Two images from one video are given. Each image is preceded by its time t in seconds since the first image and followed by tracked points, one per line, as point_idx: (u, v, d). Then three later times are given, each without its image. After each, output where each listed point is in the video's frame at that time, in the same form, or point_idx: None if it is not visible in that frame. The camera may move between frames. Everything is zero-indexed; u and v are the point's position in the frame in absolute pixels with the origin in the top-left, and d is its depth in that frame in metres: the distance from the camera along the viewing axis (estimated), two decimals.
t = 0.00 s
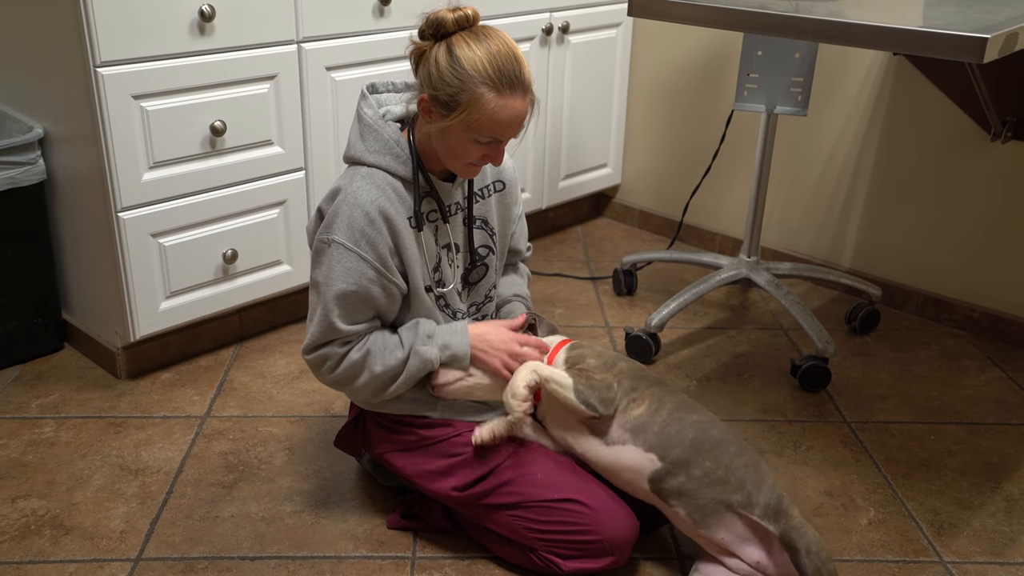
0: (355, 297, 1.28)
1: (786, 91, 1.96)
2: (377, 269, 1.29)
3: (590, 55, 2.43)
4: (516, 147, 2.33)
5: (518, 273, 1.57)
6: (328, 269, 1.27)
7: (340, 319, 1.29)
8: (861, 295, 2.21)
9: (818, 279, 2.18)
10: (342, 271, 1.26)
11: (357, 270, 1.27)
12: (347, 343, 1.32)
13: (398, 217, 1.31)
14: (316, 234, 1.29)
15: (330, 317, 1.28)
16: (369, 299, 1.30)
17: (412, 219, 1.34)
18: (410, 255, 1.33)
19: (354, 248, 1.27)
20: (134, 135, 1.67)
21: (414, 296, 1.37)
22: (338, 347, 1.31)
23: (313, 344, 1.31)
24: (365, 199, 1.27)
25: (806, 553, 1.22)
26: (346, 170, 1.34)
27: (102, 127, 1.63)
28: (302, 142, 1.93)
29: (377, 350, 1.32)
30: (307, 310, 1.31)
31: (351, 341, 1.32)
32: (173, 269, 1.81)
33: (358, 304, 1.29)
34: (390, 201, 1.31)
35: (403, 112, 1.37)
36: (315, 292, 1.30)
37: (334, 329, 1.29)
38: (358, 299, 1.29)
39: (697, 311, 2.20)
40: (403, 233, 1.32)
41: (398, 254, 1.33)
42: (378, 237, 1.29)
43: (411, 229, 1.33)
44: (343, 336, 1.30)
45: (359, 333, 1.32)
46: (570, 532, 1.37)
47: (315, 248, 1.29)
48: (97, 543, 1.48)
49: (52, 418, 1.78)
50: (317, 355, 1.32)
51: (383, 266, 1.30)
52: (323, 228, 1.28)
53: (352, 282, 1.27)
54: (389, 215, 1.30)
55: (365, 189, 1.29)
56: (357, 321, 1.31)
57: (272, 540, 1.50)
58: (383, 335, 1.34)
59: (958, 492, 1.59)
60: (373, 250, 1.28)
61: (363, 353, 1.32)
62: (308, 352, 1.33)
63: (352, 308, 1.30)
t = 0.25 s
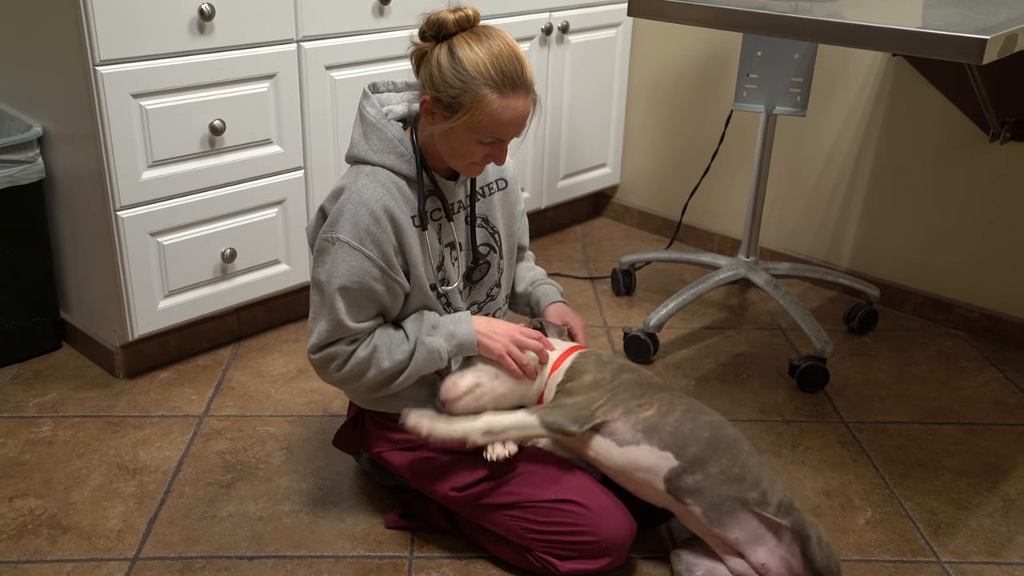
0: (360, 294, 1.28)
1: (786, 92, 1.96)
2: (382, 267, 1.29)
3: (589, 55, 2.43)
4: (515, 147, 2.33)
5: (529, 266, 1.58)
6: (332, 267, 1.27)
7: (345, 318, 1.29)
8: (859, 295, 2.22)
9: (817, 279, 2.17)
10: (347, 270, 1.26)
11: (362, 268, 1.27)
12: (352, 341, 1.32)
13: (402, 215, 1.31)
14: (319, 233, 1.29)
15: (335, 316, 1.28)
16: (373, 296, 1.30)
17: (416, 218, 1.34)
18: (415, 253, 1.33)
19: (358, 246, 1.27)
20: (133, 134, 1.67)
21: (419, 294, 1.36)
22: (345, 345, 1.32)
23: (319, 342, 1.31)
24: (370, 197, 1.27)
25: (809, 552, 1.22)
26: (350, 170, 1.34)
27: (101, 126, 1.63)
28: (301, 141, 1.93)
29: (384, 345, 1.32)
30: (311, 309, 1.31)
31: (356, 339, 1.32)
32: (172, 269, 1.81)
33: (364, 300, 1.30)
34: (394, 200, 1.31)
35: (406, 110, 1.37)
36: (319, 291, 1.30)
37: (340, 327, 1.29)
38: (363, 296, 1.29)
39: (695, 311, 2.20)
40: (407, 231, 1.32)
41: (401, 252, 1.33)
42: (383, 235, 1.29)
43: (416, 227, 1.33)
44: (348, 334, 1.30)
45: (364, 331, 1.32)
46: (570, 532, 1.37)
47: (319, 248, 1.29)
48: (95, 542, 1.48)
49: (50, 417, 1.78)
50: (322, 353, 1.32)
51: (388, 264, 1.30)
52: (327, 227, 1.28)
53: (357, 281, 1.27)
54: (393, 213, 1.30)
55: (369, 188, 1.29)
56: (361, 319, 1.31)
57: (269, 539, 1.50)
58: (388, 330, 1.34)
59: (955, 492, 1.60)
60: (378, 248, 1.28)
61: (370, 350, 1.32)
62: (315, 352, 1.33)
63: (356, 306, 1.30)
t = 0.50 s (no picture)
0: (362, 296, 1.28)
1: (787, 93, 1.96)
2: (385, 269, 1.29)
3: (592, 56, 2.43)
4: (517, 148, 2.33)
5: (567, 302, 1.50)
6: (335, 268, 1.27)
7: (347, 319, 1.29)
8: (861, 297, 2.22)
9: (818, 280, 2.17)
10: (350, 271, 1.27)
11: (365, 270, 1.27)
12: (353, 344, 1.32)
13: (408, 218, 1.32)
14: (325, 234, 1.30)
15: (337, 317, 1.28)
16: (375, 298, 1.30)
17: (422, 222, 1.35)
18: (420, 257, 1.33)
19: (363, 248, 1.27)
20: (136, 135, 1.67)
21: (423, 299, 1.36)
22: (345, 347, 1.31)
23: (319, 344, 1.30)
24: (377, 199, 1.28)
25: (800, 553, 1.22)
26: (359, 171, 1.35)
27: (104, 126, 1.63)
28: (303, 142, 1.93)
29: (385, 353, 1.33)
30: (313, 309, 1.31)
31: (358, 342, 1.32)
32: (174, 269, 1.81)
33: (367, 302, 1.30)
34: (401, 203, 1.32)
35: (417, 114, 1.37)
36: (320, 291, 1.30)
37: (341, 328, 1.29)
38: (365, 298, 1.29)
39: (697, 312, 2.20)
40: (413, 235, 1.32)
41: (406, 256, 1.33)
42: (388, 237, 1.29)
43: (422, 231, 1.34)
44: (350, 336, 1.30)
45: (365, 334, 1.32)
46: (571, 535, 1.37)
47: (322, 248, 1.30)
48: (97, 543, 1.48)
49: (52, 418, 1.78)
50: (321, 355, 1.32)
51: (391, 267, 1.30)
52: (333, 227, 1.29)
53: (360, 282, 1.27)
54: (399, 216, 1.31)
55: (377, 190, 1.30)
56: (363, 322, 1.31)
57: (270, 541, 1.50)
58: (388, 337, 1.34)
59: (957, 494, 1.60)
60: (383, 251, 1.29)
61: (371, 356, 1.32)
62: (315, 353, 1.32)
63: (358, 308, 1.30)
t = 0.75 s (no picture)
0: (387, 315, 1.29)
1: (788, 107, 1.97)
2: (406, 287, 1.30)
3: (594, 69, 2.44)
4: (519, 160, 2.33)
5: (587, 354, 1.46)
6: (356, 287, 1.28)
7: (372, 339, 1.30)
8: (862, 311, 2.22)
9: (819, 293, 2.17)
10: (374, 291, 1.27)
11: (384, 288, 1.28)
12: (376, 362, 1.32)
13: (424, 235, 1.32)
14: (342, 253, 1.30)
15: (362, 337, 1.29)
16: (396, 315, 1.31)
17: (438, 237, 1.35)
18: (434, 273, 1.33)
19: (382, 267, 1.28)
20: (138, 146, 1.68)
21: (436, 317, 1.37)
22: (378, 367, 1.32)
23: (345, 365, 1.32)
24: (391, 216, 1.28)
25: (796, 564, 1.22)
26: (373, 187, 1.35)
27: (107, 137, 1.64)
28: (305, 154, 1.94)
29: (413, 370, 1.33)
30: (336, 330, 1.31)
31: (380, 360, 1.32)
32: (176, 279, 1.82)
33: (391, 320, 1.31)
34: (415, 219, 1.31)
35: (435, 128, 1.37)
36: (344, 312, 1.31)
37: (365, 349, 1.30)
38: (386, 316, 1.30)
39: (698, 325, 2.20)
40: (429, 252, 1.33)
41: (422, 272, 1.33)
42: (406, 256, 1.29)
43: (436, 247, 1.34)
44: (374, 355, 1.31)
45: (389, 352, 1.32)
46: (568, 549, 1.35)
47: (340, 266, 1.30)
48: (96, 554, 1.48)
49: (52, 428, 1.78)
50: (348, 377, 1.33)
51: (410, 284, 1.31)
52: (349, 246, 1.29)
53: (384, 301, 1.28)
54: (413, 233, 1.30)
55: (391, 207, 1.30)
56: (387, 340, 1.32)
57: (270, 552, 1.50)
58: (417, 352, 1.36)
59: (958, 509, 1.59)
60: (399, 268, 1.29)
61: (403, 375, 1.33)
62: (347, 373, 1.33)
63: (381, 326, 1.30)
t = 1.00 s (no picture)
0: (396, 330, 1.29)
1: (784, 113, 1.97)
2: (416, 303, 1.30)
3: (591, 74, 2.45)
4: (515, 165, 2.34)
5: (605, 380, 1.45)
6: (367, 299, 1.27)
7: (380, 351, 1.29)
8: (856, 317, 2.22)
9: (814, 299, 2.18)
10: (385, 305, 1.27)
11: (395, 302, 1.27)
12: (382, 373, 1.32)
13: (438, 251, 1.31)
14: (351, 262, 1.29)
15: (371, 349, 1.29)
16: (404, 329, 1.30)
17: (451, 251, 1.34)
18: (445, 289, 1.33)
19: (395, 281, 1.27)
20: (134, 149, 1.68)
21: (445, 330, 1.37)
22: (384, 381, 1.32)
23: (350, 375, 1.31)
24: (405, 230, 1.27)
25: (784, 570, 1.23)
26: (387, 195, 1.34)
27: (103, 140, 1.64)
28: (301, 157, 1.93)
29: (421, 386, 1.34)
30: (342, 338, 1.31)
31: (386, 372, 1.32)
32: (171, 282, 1.81)
33: (400, 335, 1.31)
34: (428, 233, 1.30)
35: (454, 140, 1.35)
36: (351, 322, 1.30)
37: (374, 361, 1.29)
38: (395, 328, 1.30)
39: (694, 330, 2.20)
40: (442, 269, 1.32)
41: (433, 287, 1.33)
42: (419, 271, 1.29)
43: (448, 263, 1.33)
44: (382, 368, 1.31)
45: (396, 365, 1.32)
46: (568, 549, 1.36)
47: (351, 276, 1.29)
48: (88, 557, 1.48)
49: (45, 430, 1.78)
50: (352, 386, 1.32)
51: (422, 300, 1.31)
52: (360, 256, 1.28)
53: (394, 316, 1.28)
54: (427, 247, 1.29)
55: (406, 219, 1.29)
56: (396, 353, 1.31)
57: (263, 556, 1.49)
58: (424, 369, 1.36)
59: (952, 515, 1.59)
60: (411, 283, 1.28)
61: (410, 392, 1.33)
62: (352, 383, 1.32)
63: (389, 339, 1.30)
